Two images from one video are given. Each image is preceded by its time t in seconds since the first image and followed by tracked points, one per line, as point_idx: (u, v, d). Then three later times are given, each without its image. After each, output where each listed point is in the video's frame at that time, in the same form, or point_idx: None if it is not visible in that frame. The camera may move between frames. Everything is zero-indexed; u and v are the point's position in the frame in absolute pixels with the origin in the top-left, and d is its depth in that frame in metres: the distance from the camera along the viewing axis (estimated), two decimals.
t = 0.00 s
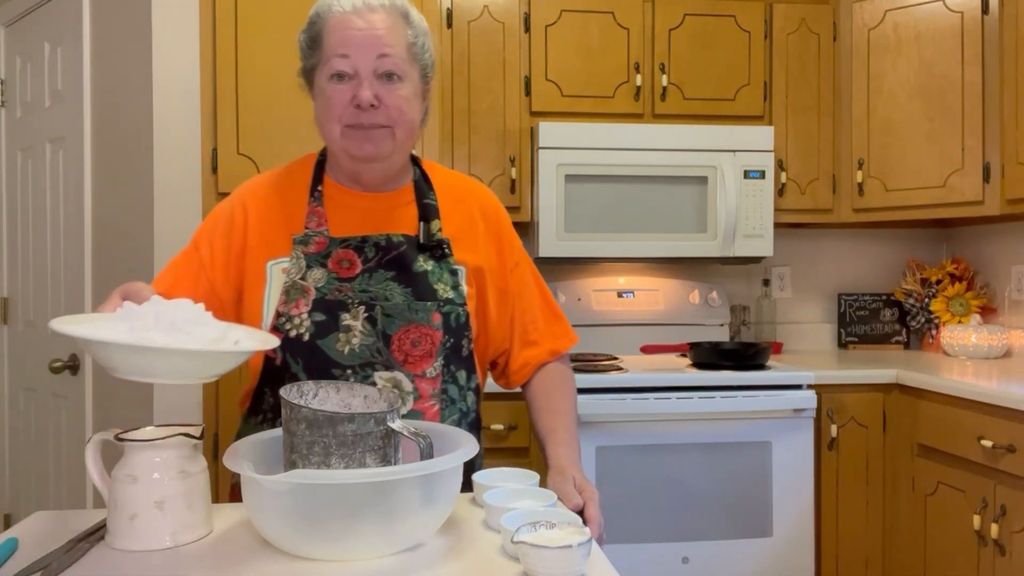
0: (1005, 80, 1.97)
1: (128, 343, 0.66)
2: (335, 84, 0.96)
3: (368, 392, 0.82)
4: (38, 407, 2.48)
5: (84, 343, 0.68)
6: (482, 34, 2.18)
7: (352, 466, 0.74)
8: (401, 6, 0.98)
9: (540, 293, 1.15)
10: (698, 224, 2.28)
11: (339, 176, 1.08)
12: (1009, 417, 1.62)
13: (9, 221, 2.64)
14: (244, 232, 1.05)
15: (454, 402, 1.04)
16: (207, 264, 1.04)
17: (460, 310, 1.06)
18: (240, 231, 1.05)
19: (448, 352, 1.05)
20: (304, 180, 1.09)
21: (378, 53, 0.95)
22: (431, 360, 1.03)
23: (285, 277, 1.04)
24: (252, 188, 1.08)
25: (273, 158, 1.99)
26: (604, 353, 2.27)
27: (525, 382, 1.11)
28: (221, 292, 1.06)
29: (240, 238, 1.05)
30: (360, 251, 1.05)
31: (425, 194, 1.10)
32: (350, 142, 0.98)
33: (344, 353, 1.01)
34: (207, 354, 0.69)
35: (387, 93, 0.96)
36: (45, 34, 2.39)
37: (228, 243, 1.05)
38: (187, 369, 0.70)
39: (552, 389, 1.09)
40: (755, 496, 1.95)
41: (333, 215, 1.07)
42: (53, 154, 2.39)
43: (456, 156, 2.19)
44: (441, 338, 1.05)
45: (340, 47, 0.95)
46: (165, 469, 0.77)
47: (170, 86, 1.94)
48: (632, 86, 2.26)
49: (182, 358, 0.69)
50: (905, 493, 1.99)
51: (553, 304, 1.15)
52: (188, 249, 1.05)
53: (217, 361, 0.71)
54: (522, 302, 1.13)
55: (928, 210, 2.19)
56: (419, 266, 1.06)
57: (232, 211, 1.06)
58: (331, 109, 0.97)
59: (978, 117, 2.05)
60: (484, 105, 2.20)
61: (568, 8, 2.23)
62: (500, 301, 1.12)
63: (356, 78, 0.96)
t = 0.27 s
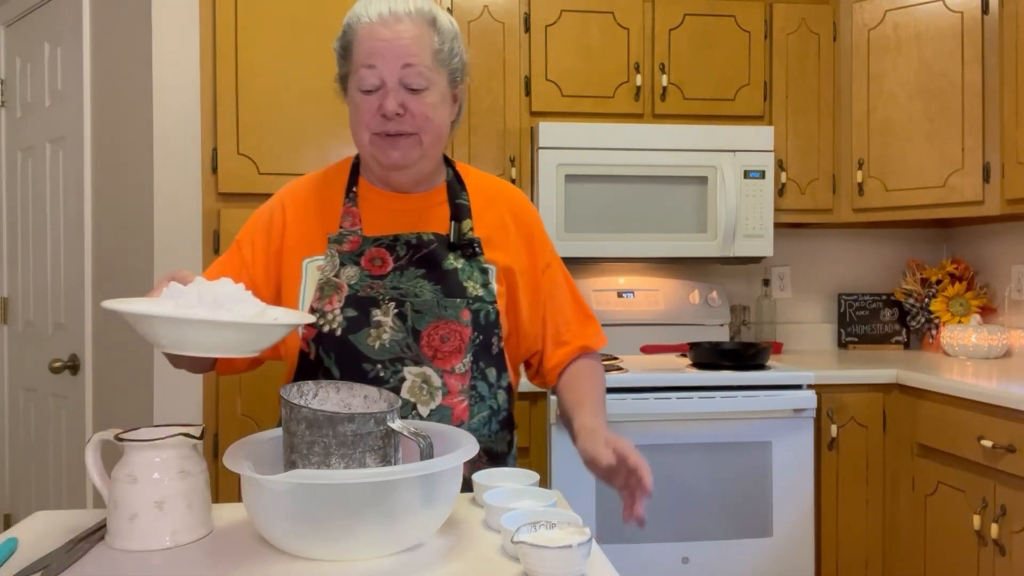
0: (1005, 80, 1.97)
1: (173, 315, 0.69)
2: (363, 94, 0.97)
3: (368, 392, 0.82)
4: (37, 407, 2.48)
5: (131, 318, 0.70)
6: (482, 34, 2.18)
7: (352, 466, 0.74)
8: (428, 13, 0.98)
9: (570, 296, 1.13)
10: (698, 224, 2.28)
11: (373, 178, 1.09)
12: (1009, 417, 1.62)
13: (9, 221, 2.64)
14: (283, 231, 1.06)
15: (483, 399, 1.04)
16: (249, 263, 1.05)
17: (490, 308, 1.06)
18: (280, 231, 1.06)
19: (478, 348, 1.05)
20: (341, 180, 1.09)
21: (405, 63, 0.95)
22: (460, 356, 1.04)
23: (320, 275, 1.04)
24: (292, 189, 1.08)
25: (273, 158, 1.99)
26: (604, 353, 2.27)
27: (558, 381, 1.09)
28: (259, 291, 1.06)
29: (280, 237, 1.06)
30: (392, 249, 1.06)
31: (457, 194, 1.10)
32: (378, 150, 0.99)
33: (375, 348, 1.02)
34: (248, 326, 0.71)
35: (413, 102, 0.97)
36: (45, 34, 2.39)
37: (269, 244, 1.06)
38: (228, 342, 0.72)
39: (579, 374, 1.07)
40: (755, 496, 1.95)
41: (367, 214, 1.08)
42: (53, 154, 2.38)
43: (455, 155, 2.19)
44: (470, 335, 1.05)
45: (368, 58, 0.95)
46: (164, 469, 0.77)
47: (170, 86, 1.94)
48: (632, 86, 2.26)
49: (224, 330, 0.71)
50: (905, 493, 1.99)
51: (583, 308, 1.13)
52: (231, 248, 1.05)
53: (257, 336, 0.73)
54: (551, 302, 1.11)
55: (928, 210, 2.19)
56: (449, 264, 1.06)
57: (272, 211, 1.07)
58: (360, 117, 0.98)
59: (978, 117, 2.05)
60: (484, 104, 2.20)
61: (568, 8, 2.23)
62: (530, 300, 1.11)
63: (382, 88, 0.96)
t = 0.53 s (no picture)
0: (1005, 80, 1.96)
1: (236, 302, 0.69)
2: (376, 94, 0.97)
3: (368, 392, 0.82)
4: (37, 407, 2.48)
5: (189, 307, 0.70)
6: (482, 34, 2.18)
7: (352, 466, 0.74)
8: (442, 15, 0.98)
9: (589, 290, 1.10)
10: (698, 224, 2.28)
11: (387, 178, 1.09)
12: (1009, 417, 1.62)
13: (9, 221, 2.64)
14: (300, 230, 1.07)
15: (497, 394, 1.06)
16: (268, 262, 1.04)
17: (503, 304, 1.07)
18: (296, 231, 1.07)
19: (491, 344, 1.06)
20: (356, 179, 1.09)
21: (418, 64, 0.95)
22: (474, 352, 1.05)
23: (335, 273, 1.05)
24: (307, 189, 1.09)
25: (273, 158, 1.99)
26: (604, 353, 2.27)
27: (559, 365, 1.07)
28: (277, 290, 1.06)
29: (297, 235, 1.06)
30: (406, 247, 1.06)
31: (469, 193, 1.09)
32: (392, 151, 0.99)
33: (390, 345, 1.03)
34: (305, 308, 0.72)
35: (427, 103, 0.97)
36: (45, 34, 2.39)
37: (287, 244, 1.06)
38: (286, 325, 0.73)
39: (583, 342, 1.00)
40: (756, 496, 1.95)
41: (382, 215, 1.08)
42: (53, 154, 2.38)
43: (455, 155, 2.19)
44: (483, 331, 1.06)
45: (382, 59, 0.95)
46: (164, 469, 0.77)
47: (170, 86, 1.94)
48: (632, 86, 2.26)
49: (282, 315, 0.72)
50: (905, 493, 1.99)
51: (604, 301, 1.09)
52: (248, 249, 1.04)
53: (313, 318, 0.74)
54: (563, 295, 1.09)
55: (928, 210, 2.19)
56: (462, 261, 1.07)
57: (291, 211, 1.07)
58: (373, 118, 0.98)
59: (978, 117, 2.05)
60: (483, 104, 2.20)
61: (568, 9, 2.23)
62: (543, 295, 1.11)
63: (396, 89, 0.96)
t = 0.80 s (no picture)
0: (1005, 80, 1.97)
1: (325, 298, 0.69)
2: (368, 95, 0.97)
3: (368, 392, 0.82)
4: (37, 408, 2.48)
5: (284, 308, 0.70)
6: (482, 34, 2.18)
7: (352, 466, 0.74)
8: (433, 15, 0.98)
9: (576, 290, 1.09)
10: (698, 224, 2.28)
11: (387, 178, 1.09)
12: (1009, 417, 1.62)
13: (9, 220, 2.64)
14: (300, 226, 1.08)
15: (491, 393, 1.06)
16: (275, 258, 1.06)
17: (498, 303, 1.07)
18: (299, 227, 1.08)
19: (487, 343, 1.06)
20: (355, 177, 1.10)
21: (408, 63, 0.95)
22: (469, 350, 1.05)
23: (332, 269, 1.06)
24: (309, 188, 1.11)
25: (273, 158, 1.99)
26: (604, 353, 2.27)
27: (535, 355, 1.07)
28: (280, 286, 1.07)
29: (299, 232, 1.08)
30: (403, 245, 1.06)
31: (466, 191, 1.09)
32: (384, 150, 0.99)
33: (385, 341, 1.03)
34: (396, 300, 0.71)
35: (418, 102, 0.96)
36: (45, 34, 2.39)
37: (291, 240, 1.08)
38: (380, 316, 0.72)
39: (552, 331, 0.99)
40: (756, 496, 1.95)
41: (380, 213, 1.08)
42: (53, 154, 2.38)
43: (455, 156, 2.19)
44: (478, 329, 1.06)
45: (372, 59, 0.96)
46: (164, 469, 0.77)
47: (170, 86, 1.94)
48: (632, 86, 2.26)
49: (373, 305, 0.70)
50: (905, 493, 1.99)
51: (587, 304, 1.08)
52: (256, 247, 1.07)
53: (408, 307, 0.73)
54: (547, 289, 1.07)
55: (928, 210, 2.19)
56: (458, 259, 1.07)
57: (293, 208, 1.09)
58: (366, 118, 0.98)
59: (978, 117, 2.05)
60: (484, 104, 2.20)
61: (568, 9, 2.23)
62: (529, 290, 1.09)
63: (387, 88, 0.96)
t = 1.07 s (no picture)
0: (1005, 80, 1.97)
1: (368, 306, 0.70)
2: (349, 98, 0.97)
3: (367, 392, 0.82)
4: (37, 408, 2.48)
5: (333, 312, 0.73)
6: (482, 34, 2.18)
7: (352, 466, 0.74)
8: (413, 14, 0.97)
9: (570, 292, 1.09)
10: (698, 224, 2.28)
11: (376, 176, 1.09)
12: (1009, 417, 1.62)
13: (9, 220, 2.64)
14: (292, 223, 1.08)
15: (482, 394, 1.06)
16: (269, 258, 1.05)
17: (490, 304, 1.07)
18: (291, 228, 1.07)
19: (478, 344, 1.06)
20: (346, 176, 1.11)
21: (387, 66, 0.95)
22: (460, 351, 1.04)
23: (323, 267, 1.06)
24: (299, 185, 1.11)
25: (273, 157, 1.99)
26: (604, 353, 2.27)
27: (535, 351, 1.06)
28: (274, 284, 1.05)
29: (292, 231, 1.07)
30: (394, 245, 1.06)
31: (458, 191, 1.10)
32: (367, 152, 1.00)
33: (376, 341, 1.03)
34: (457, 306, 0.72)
35: (398, 105, 0.96)
36: (45, 34, 2.39)
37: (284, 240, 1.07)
38: (424, 323, 0.73)
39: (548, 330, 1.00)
40: (755, 496, 1.95)
41: (370, 212, 1.08)
42: (53, 154, 2.38)
43: (455, 156, 2.19)
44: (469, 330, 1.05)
45: (351, 63, 0.95)
46: (165, 469, 0.77)
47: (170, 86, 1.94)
48: (632, 86, 2.26)
49: (415, 313, 0.71)
50: (905, 493, 1.99)
51: (584, 308, 1.09)
52: (250, 247, 1.06)
53: (452, 315, 0.73)
54: (542, 292, 1.08)
55: (928, 210, 2.19)
56: (450, 259, 1.07)
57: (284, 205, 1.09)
58: (348, 121, 0.98)
59: (978, 117, 2.05)
60: (484, 104, 2.20)
61: (568, 9, 2.23)
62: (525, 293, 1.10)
63: (367, 92, 0.96)
